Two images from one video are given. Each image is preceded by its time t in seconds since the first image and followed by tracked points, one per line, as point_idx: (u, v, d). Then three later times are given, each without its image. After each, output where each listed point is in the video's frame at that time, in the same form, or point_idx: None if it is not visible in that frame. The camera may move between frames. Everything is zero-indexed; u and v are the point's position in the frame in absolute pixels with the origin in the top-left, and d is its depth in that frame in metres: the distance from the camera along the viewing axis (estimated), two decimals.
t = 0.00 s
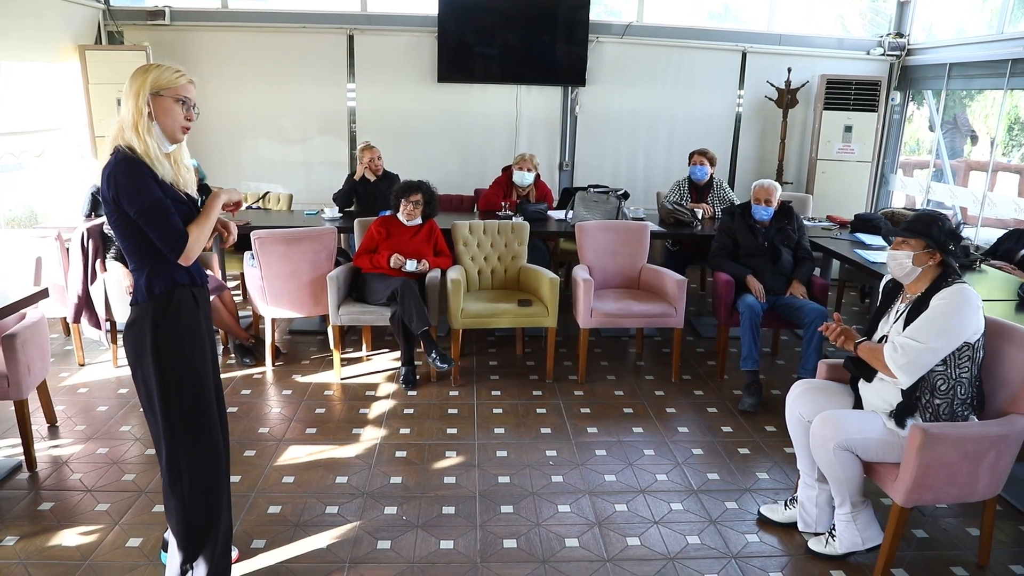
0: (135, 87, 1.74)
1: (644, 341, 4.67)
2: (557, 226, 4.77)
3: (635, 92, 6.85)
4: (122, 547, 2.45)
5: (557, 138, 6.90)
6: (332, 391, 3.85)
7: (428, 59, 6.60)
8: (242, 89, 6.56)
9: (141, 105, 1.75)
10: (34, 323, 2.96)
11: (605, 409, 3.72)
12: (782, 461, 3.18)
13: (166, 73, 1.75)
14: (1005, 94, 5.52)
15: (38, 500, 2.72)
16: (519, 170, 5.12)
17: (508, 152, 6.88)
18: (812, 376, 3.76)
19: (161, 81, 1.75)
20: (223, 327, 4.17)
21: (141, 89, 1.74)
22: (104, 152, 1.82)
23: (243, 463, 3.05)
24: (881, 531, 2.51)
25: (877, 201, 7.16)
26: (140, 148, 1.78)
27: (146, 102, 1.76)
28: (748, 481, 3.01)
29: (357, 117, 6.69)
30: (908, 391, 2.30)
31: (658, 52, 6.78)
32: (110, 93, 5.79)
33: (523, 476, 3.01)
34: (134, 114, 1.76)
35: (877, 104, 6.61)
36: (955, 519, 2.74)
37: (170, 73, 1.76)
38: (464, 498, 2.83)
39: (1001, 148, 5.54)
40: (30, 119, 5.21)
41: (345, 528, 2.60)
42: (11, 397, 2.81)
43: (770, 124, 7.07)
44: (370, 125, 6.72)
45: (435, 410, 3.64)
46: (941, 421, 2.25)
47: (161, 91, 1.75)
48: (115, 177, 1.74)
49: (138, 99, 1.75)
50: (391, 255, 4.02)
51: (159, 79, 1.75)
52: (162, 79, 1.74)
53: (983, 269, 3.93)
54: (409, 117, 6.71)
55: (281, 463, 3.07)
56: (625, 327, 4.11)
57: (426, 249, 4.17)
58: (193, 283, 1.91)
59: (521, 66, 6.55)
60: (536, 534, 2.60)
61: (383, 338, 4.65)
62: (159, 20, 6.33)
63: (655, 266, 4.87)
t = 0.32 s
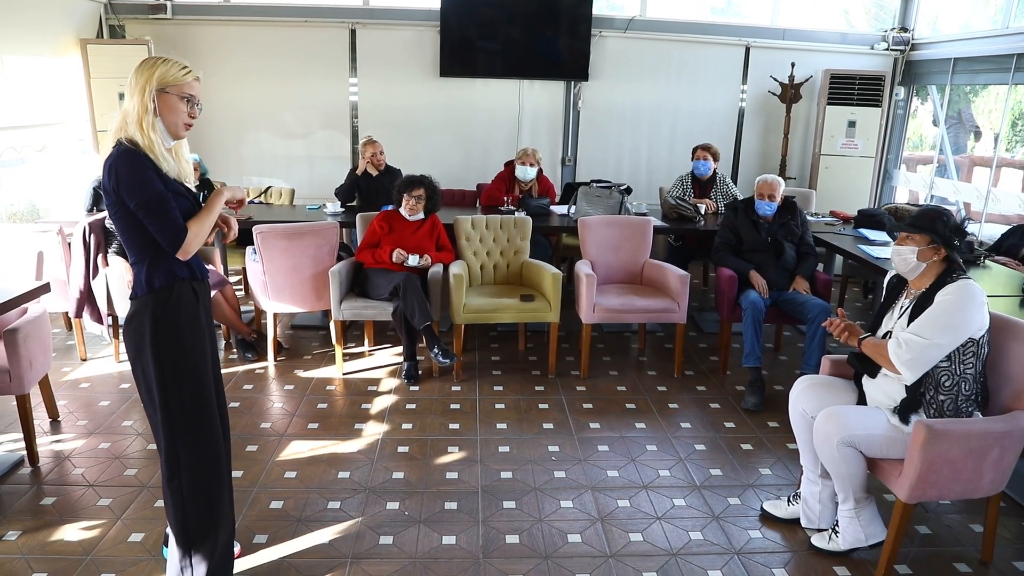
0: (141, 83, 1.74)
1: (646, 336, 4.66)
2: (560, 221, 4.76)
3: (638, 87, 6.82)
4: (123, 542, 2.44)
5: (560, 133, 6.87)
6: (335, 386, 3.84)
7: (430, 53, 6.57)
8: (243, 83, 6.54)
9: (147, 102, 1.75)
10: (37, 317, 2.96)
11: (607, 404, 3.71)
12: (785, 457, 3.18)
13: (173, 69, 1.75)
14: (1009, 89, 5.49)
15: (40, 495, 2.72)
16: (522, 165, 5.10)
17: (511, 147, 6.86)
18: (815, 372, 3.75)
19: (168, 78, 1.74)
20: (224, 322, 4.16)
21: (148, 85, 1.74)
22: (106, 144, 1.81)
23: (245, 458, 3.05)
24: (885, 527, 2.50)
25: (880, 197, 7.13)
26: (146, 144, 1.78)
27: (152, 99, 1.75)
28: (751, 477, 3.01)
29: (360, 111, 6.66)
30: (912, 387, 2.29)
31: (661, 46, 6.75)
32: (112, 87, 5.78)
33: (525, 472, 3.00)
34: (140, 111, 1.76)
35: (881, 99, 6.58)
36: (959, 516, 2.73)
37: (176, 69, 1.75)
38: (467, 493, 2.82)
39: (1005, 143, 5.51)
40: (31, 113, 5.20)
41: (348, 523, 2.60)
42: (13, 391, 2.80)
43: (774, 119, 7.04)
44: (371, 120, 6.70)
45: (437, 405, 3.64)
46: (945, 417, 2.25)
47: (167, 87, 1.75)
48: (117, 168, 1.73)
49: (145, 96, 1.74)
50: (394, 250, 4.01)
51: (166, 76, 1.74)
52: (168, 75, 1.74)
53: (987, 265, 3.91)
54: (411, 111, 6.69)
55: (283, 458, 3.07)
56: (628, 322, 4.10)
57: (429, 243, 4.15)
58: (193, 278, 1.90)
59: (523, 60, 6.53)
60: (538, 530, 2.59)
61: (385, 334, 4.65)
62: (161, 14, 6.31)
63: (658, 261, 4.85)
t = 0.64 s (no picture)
0: (148, 82, 1.73)
1: (648, 335, 4.65)
2: (562, 219, 4.75)
3: (641, 85, 6.80)
4: (124, 539, 2.44)
5: (562, 131, 6.86)
6: (336, 383, 3.84)
7: (433, 51, 6.57)
8: (245, 80, 6.54)
9: (155, 101, 1.74)
10: (38, 314, 2.96)
11: (608, 403, 3.71)
12: (787, 457, 3.17)
13: (180, 68, 1.75)
14: (1013, 89, 5.46)
15: (41, 492, 2.72)
16: (524, 163, 5.09)
17: (513, 145, 6.85)
18: (818, 371, 3.74)
19: (176, 77, 1.74)
20: (226, 319, 4.16)
21: (156, 83, 1.73)
22: (110, 141, 1.79)
23: (246, 456, 3.05)
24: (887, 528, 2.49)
25: (883, 197, 7.12)
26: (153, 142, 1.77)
27: (160, 98, 1.75)
28: (753, 477, 3.00)
29: (362, 108, 6.65)
30: (914, 388, 2.28)
31: (663, 45, 6.73)
32: (114, 83, 5.78)
33: (526, 470, 3.00)
34: (148, 110, 1.75)
35: (884, 98, 6.56)
36: (961, 517, 2.72)
37: (183, 68, 1.76)
38: (468, 491, 2.82)
39: (1008, 144, 5.50)
40: (34, 110, 5.20)
41: (349, 521, 2.59)
42: (15, 388, 2.80)
43: (777, 118, 7.02)
44: (373, 118, 6.69)
45: (439, 403, 3.63)
46: (948, 417, 2.23)
47: (174, 86, 1.75)
48: (118, 165, 1.73)
49: (153, 95, 1.74)
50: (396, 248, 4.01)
51: (174, 75, 1.74)
52: (177, 74, 1.74)
53: (990, 265, 3.89)
54: (413, 109, 6.68)
55: (285, 455, 3.07)
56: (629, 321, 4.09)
57: (431, 242, 4.15)
58: (194, 274, 1.90)
59: (526, 58, 6.52)
60: (540, 529, 2.59)
61: (387, 331, 4.64)
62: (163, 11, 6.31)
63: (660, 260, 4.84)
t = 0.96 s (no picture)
0: (151, 77, 1.72)
1: (651, 333, 4.64)
2: (564, 216, 4.74)
3: (644, 83, 6.79)
4: (127, 536, 2.44)
5: (565, 129, 6.85)
6: (338, 381, 3.84)
7: (435, 47, 6.55)
8: (248, 78, 6.53)
9: (160, 97, 1.74)
10: (40, 310, 2.96)
11: (610, 401, 3.70)
12: (789, 455, 3.16)
13: (183, 64, 1.75)
14: (1018, 87, 5.44)
15: (44, 488, 2.73)
16: (526, 160, 5.09)
17: (515, 142, 6.84)
18: (820, 370, 3.73)
19: (179, 74, 1.74)
20: (228, 316, 4.16)
21: (159, 79, 1.73)
22: (113, 137, 1.79)
23: (248, 453, 3.05)
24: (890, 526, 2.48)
25: (886, 195, 7.11)
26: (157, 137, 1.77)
27: (164, 95, 1.74)
28: (755, 475, 2.99)
29: (364, 106, 6.64)
30: (916, 385, 2.27)
31: (666, 42, 6.71)
32: (116, 80, 5.77)
33: (529, 468, 3.00)
34: (153, 107, 1.74)
35: (888, 96, 6.53)
36: (964, 516, 2.71)
37: (186, 64, 1.75)
38: (470, 489, 2.81)
39: (1012, 142, 5.48)
40: (36, 106, 5.19)
41: (350, 519, 2.59)
42: (17, 384, 2.80)
43: (780, 116, 7.01)
44: (375, 115, 6.68)
45: (441, 400, 3.63)
46: (952, 415, 2.23)
47: (179, 82, 1.75)
48: (123, 160, 1.72)
49: (157, 91, 1.73)
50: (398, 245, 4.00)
51: (178, 72, 1.74)
52: (180, 70, 1.74)
53: (994, 263, 3.88)
54: (415, 106, 6.67)
55: (287, 452, 3.07)
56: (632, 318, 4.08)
57: (433, 239, 4.14)
58: (196, 271, 1.90)
59: (529, 56, 6.52)
60: (541, 526, 2.59)
61: (389, 329, 4.64)
62: (165, 7, 6.30)
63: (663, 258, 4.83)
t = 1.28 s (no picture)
0: (154, 75, 1.73)
1: (651, 332, 4.64)
2: (564, 216, 4.74)
3: (644, 82, 6.78)
4: (127, 536, 2.45)
5: (565, 128, 6.84)
6: (339, 381, 3.84)
7: (435, 47, 6.55)
8: (248, 78, 6.53)
9: (162, 98, 1.75)
10: (40, 311, 2.96)
11: (611, 400, 3.70)
12: (789, 454, 3.16)
13: (180, 63, 1.76)
14: (1018, 86, 5.44)
15: (44, 489, 2.73)
16: (526, 160, 5.09)
17: (515, 142, 6.84)
18: (821, 368, 3.73)
19: (178, 73, 1.76)
20: (229, 317, 4.16)
21: (162, 77, 1.74)
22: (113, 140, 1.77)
23: (248, 453, 3.05)
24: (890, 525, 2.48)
25: (886, 193, 7.11)
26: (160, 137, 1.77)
27: (165, 95, 1.75)
28: (755, 473, 2.99)
29: (364, 105, 6.64)
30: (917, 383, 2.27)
31: (666, 42, 6.71)
32: (116, 81, 5.77)
33: (529, 467, 3.00)
34: (155, 108, 1.75)
35: (888, 95, 6.53)
36: (964, 514, 2.71)
37: (183, 63, 1.76)
38: (470, 489, 2.81)
39: (1012, 140, 5.48)
40: (36, 107, 5.19)
41: (350, 518, 2.59)
42: (17, 385, 2.80)
43: (780, 115, 7.00)
44: (375, 115, 6.68)
45: (441, 400, 3.63)
46: (952, 413, 2.23)
47: (178, 82, 1.77)
48: (127, 161, 1.71)
49: (158, 92, 1.74)
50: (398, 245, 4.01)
51: (176, 71, 1.75)
52: (178, 70, 1.75)
53: (994, 262, 3.88)
54: (415, 106, 6.67)
55: (287, 452, 3.07)
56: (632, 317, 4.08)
57: (433, 239, 4.15)
58: (198, 272, 1.90)
59: (529, 56, 6.52)
60: (542, 525, 2.59)
61: (389, 329, 4.64)
62: (165, 8, 6.30)
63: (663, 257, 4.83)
